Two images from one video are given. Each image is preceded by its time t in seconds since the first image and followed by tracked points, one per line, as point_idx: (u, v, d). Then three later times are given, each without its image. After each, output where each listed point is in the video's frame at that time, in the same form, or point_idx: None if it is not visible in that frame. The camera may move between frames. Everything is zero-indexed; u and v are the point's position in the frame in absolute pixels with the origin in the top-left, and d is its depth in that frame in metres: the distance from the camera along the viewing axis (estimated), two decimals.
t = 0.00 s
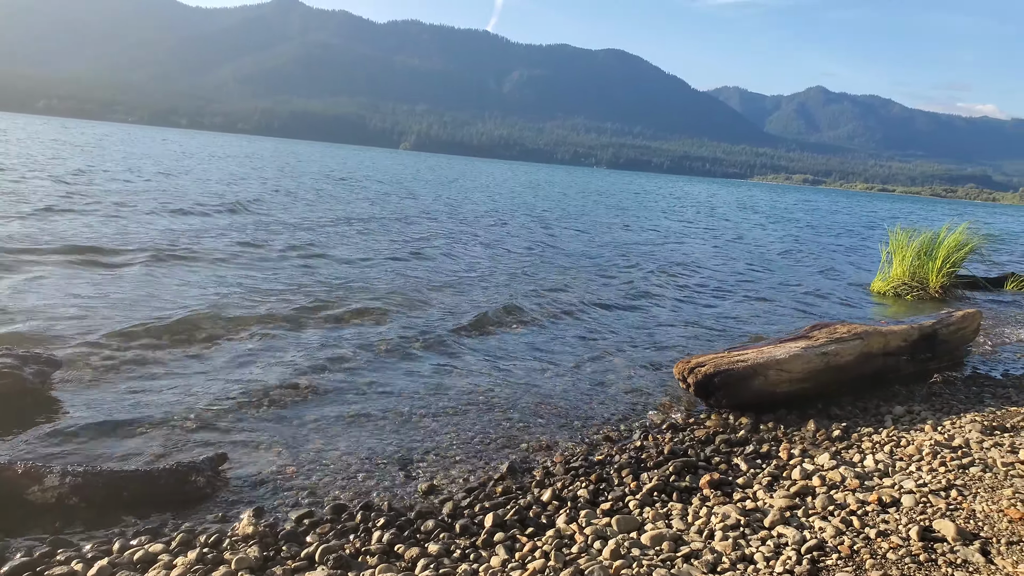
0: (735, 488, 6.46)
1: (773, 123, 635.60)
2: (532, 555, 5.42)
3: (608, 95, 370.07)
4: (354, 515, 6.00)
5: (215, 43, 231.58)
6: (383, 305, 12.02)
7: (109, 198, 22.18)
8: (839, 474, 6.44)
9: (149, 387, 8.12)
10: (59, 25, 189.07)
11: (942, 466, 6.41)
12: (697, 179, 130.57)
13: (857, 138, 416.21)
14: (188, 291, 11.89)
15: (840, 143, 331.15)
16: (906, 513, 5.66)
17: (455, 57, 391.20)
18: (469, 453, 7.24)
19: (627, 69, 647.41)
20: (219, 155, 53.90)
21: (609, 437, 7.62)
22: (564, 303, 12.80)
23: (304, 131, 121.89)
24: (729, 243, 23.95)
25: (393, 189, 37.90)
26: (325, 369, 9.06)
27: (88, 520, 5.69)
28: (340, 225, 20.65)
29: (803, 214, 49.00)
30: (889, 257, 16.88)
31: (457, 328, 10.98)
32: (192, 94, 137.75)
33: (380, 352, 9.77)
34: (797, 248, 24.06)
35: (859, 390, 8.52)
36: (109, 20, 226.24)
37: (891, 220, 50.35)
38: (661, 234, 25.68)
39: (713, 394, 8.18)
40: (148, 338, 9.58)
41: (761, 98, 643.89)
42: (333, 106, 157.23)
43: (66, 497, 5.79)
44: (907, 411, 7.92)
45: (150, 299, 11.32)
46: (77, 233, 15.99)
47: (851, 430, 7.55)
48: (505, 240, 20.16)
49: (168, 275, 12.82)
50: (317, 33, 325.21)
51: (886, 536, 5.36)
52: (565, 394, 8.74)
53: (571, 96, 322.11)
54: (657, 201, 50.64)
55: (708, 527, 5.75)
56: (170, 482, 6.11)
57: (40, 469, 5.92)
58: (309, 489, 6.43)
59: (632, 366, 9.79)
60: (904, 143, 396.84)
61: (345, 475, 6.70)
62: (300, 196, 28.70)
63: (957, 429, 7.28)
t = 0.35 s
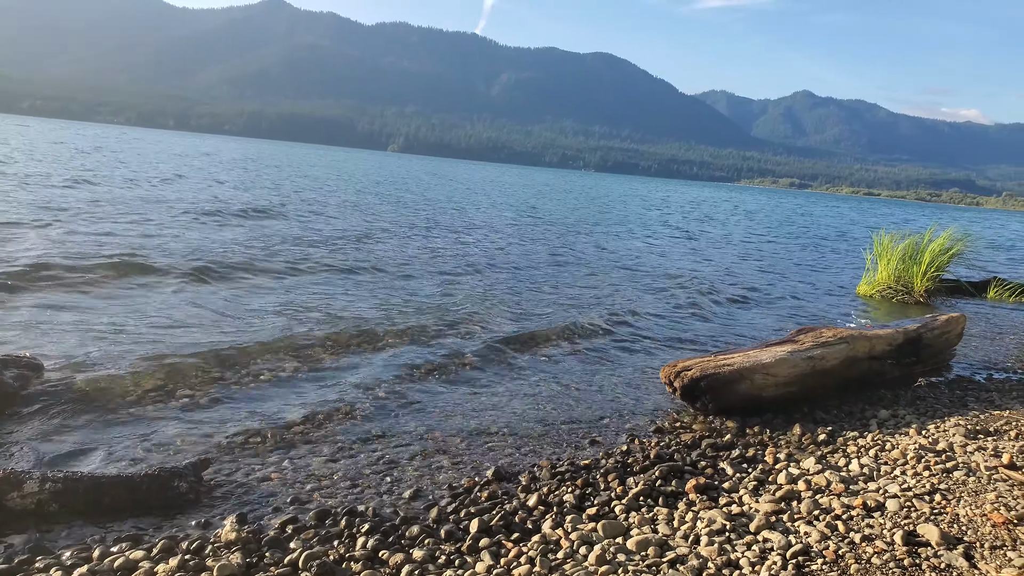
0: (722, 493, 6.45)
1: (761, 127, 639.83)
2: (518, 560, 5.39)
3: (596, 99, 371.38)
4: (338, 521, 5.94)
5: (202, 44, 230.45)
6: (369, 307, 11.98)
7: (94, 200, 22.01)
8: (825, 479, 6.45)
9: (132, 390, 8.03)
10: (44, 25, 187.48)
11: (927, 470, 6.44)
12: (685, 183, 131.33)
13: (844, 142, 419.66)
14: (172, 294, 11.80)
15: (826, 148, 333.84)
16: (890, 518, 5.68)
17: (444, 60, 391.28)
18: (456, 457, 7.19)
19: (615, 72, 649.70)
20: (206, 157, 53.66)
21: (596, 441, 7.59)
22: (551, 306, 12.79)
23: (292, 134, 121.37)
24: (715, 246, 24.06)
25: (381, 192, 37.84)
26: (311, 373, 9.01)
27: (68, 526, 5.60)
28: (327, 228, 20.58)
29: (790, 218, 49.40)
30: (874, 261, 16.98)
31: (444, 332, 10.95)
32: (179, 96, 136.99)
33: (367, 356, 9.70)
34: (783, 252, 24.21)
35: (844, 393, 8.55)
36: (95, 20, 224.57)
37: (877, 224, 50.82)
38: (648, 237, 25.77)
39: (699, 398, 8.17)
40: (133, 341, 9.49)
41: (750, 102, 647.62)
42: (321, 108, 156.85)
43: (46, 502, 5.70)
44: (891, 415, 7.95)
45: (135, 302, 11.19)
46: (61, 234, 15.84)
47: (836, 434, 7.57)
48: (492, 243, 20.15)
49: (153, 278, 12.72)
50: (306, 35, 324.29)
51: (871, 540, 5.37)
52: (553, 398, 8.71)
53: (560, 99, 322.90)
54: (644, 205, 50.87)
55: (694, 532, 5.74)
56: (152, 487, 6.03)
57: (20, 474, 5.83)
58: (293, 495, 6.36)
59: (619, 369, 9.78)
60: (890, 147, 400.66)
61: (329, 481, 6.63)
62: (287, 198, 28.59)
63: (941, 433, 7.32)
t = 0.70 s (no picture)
0: (709, 491, 6.45)
1: (747, 126, 643.00)
2: (506, 563, 5.37)
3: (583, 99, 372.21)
4: (325, 527, 5.89)
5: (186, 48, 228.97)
6: (355, 311, 11.94)
7: (75, 206, 21.79)
8: (812, 476, 6.47)
9: (115, 398, 7.95)
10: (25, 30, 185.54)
11: (913, 465, 6.47)
12: (672, 183, 132.02)
13: (829, 141, 422.49)
14: (156, 300, 11.68)
15: (811, 146, 336.26)
16: (877, 514, 5.69)
17: (430, 62, 391.06)
18: (443, 460, 7.16)
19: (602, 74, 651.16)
20: (189, 162, 53.28)
21: (584, 442, 7.58)
22: (537, 307, 12.77)
23: (277, 138, 120.88)
24: (701, 245, 24.16)
25: (366, 195, 37.72)
26: (296, 378, 8.94)
27: (52, 537, 5.52)
28: (312, 231, 20.51)
29: (775, 215, 49.73)
30: (859, 257, 17.07)
31: (431, 334, 10.92)
32: (163, 101, 136.06)
33: (353, 360, 9.62)
34: (769, 249, 24.34)
35: (831, 390, 8.58)
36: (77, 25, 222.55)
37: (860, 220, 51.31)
38: (634, 237, 25.84)
39: (686, 397, 8.15)
40: (117, 348, 9.41)
41: (735, 102, 650.71)
42: (307, 112, 156.27)
43: (29, 513, 5.64)
44: (878, 411, 8.00)
45: (117, 309, 11.08)
46: (40, 241, 15.63)
47: (823, 431, 7.59)
48: (479, 245, 20.15)
49: (135, 283, 12.60)
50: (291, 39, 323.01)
51: (858, 536, 5.39)
52: (540, 398, 8.73)
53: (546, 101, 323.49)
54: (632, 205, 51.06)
55: (683, 531, 5.74)
56: (137, 496, 5.96)
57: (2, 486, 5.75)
58: (280, 501, 6.30)
59: (605, 369, 9.82)
60: (875, 146, 404.11)
61: (316, 486, 6.57)
62: (271, 202, 28.43)
63: (927, 428, 7.36)
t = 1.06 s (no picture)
0: (698, 489, 6.48)
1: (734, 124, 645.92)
2: (496, 564, 5.37)
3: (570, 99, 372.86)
4: (314, 530, 5.87)
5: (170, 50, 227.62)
6: (343, 312, 11.92)
7: (59, 210, 21.64)
8: (800, 472, 6.50)
9: (101, 401, 7.90)
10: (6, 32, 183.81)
11: (900, 460, 6.51)
12: (659, 181, 132.65)
13: (815, 138, 425.52)
14: (141, 303, 11.62)
15: (797, 144, 338.50)
16: (865, 509, 5.73)
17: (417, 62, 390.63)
18: (432, 461, 7.14)
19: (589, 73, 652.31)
20: (174, 164, 52.99)
21: (574, 441, 7.59)
22: (525, 307, 12.79)
23: (264, 140, 120.65)
24: (688, 244, 24.28)
25: (353, 196, 37.68)
26: (284, 380, 8.90)
27: (37, 545, 5.48)
28: (299, 233, 20.45)
29: (761, 213, 50.10)
30: (846, 254, 17.17)
31: (418, 335, 10.92)
32: (147, 104, 135.24)
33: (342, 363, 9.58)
34: (755, 247, 24.48)
35: (818, 386, 8.63)
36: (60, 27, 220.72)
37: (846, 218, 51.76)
38: (621, 236, 25.93)
39: (675, 395, 8.17)
40: (101, 352, 9.34)
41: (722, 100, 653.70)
42: (293, 113, 155.73)
43: (14, 521, 5.60)
44: (864, 407, 8.06)
45: (102, 311, 11.01)
46: (23, 245, 15.50)
47: (811, 428, 7.63)
48: (466, 245, 20.15)
49: (121, 287, 12.52)
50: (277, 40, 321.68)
51: (845, 532, 5.43)
52: (530, 398, 8.74)
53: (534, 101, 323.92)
54: (618, 203, 51.24)
55: (672, 529, 5.76)
56: (123, 502, 5.93)
57: None
58: (267, 506, 6.27)
59: (593, 367, 9.85)
60: (860, 143, 407.18)
61: (306, 489, 6.55)
62: (257, 204, 28.34)
63: (913, 423, 7.42)
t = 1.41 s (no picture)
0: (678, 488, 6.49)
1: (715, 122, 650.31)
2: (476, 567, 5.36)
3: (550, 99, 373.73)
4: (295, 537, 5.81)
5: (147, 53, 225.31)
6: (323, 315, 11.85)
7: (32, 215, 21.32)
8: (780, 469, 6.54)
9: (75, 411, 7.74)
10: None
11: (876, 455, 6.57)
12: (639, 181, 133.46)
13: (794, 136, 429.66)
14: (116, 310, 11.45)
15: (776, 143, 341.66)
16: (843, 505, 5.77)
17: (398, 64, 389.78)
18: (412, 464, 7.08)
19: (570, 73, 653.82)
20: (150, 168, 52.46)
21: (556, 442, 7.56)
22: (505, 308, 12.79)
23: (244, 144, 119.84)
24: (668, 242, 24.41)
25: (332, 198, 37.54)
26: (263, 386, 8.79)
27: (9, 557, 5.34)
28: (278, 236, 20.31)
29: (739, 211, 50.54)
30: (824, 251, 17.30)
31: (398, 338, 10.87)
32: (123, 107, 133.74)
33: (323, 367, 9.52)
34: (735, 245, 24.67)
35: (797, 382, 8.70)
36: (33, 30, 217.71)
37: (823, 215, 52.39)
38: (602, 235, 26.04)
39: (655, 395, 8.18)
40: (75, 360, 9.18)
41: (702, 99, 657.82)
42: (273, 115, 154.79)
43: None
44: (843, 402, 8.13)
45: (76, 319, 10.84)
46: None
47: (789, 424, 7.68)
48: (447, 246, 20.12)
49: (95, 293, 12.34)
50: (255, 43, 319.66)
51: (823, 528, 5.46)
52: (511, 399, 8.71)
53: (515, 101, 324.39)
54: (598, 203, 51.46)
55: (653, 529, 5.76)
56: (98, 513, 5.82)
57: None
58: (246, 512, 6.18)
59: (573, 367, 9.84)
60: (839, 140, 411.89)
61: (286, 494, 6.48)
62: (235, 207, 28.12)
63: (890, 418, 7.48)
